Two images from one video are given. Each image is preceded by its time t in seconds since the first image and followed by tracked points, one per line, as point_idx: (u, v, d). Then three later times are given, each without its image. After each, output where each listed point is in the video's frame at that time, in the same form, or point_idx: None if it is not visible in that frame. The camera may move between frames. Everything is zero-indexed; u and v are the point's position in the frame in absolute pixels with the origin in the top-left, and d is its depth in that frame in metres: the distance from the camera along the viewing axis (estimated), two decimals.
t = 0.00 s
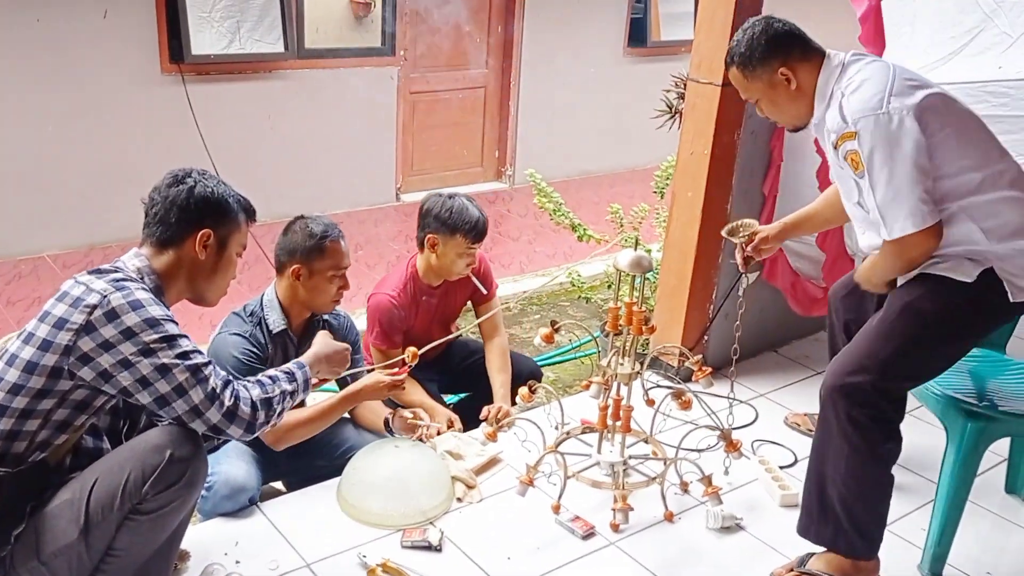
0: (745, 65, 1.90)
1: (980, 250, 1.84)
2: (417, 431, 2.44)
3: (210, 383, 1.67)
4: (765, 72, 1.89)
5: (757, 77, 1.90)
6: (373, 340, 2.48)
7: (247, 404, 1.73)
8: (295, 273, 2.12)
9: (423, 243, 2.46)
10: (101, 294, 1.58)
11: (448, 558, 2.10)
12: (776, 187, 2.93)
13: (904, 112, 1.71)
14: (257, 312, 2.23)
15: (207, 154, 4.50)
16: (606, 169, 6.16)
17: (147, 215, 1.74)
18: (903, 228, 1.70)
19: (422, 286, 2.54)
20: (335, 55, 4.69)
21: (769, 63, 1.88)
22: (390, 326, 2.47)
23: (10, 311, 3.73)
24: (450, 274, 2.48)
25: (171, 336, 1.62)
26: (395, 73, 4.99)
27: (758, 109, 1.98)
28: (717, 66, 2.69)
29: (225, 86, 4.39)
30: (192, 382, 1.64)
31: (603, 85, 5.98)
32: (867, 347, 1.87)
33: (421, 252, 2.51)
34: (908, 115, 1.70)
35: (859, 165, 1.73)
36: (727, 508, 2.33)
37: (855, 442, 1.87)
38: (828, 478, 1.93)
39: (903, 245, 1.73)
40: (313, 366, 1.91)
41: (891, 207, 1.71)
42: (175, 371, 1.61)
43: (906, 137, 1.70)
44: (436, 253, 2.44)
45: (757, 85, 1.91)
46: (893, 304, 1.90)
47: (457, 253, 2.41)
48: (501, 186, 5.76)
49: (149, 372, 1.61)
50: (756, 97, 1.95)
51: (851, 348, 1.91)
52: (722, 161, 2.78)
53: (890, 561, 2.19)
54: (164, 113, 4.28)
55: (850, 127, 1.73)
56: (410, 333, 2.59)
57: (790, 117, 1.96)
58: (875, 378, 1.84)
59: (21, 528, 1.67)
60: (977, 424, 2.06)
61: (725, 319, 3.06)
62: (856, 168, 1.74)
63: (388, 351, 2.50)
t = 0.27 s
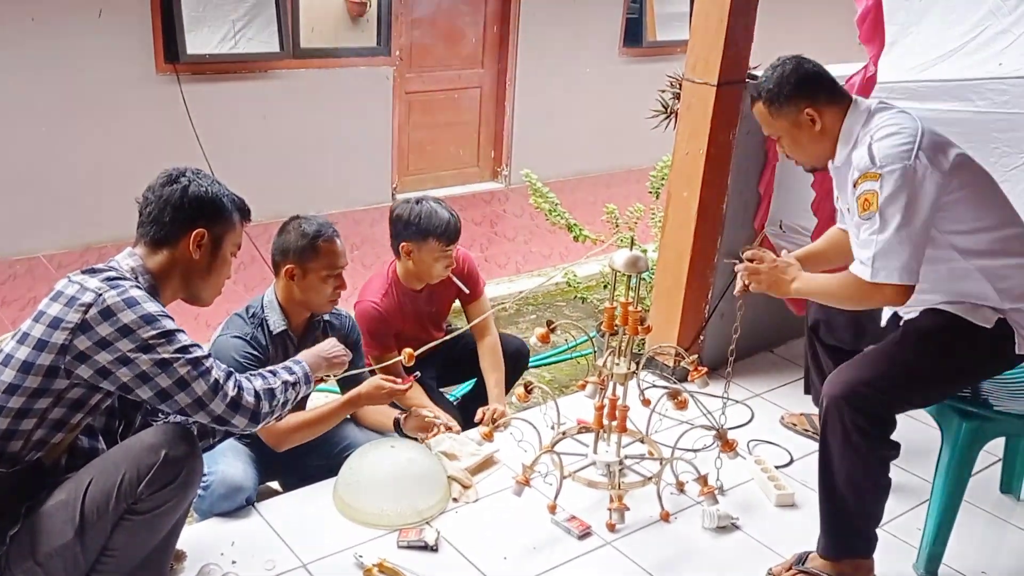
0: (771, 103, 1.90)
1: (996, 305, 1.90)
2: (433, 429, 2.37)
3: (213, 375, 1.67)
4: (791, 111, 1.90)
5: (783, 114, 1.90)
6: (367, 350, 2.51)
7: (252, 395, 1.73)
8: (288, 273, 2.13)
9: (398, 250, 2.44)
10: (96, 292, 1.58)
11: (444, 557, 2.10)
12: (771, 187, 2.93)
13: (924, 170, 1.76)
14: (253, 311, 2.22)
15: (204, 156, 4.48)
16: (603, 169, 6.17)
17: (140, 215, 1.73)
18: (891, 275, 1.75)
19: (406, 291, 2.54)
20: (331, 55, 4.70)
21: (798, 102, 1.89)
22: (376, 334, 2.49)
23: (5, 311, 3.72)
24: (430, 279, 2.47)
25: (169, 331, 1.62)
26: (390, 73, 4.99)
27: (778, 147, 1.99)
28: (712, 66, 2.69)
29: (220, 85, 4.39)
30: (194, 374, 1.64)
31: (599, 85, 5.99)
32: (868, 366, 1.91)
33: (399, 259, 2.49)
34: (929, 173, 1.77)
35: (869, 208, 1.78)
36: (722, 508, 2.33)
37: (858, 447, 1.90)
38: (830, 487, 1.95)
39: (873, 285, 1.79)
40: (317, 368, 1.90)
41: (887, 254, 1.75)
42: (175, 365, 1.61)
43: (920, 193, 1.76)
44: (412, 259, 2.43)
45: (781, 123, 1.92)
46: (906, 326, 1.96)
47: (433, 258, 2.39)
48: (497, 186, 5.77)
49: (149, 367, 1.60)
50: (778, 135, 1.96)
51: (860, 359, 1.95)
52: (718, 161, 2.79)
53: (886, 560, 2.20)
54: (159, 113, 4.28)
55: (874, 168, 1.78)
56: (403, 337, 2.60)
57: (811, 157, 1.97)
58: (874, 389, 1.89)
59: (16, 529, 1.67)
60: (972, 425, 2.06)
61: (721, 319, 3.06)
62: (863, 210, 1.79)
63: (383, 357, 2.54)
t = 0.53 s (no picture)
0: (836, 98, 1.96)
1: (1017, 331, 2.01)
2: (441, 434, 2.31)
3: (210, 378, 1.67)
4: (854, 110, 1.95)
5: (845, 112, 1.96)
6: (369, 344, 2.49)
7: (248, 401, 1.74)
8: (285, 272, 2.13)
9: (400, 243, 2.46)
10: (97, 291, 1.58)
11: (444, 555, 2.10)
12: (770, 186, 2.93)
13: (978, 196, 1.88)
14: (253, 310, 2.22)
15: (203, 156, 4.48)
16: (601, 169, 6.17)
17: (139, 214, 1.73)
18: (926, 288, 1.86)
19: (410, 286, 2.53)
20: (330, 55, 4.70)
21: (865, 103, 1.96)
22: (379, 327, 2.47)
23: (4, 310, 3.72)
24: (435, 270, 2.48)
25: (169, 333, 1.62)
26: (389, 73, 4.99)
27: (832, 146, 2.04)
28: (711, 66, 2.70)
29: (219, 85, 4.40)
30: (192, 377, 1.64)
31: (598, 85, 5.99)
32: (882, 366, 1.99)
33: (402, 254, 2.51)
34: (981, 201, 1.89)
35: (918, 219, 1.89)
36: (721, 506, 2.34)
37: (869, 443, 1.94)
38: (838, 482, 1.99)
39: (905, 295, 1.90)
40: (315, 372, 1.92)
41: (926, 267, 1.86)
42: (174, 367, 1.62)
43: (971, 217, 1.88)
44: (415, 250, 2.44)
45: (842, 120, 1.97)
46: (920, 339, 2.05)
47: (435, 245, 2.41)
48: (496, 186, 5.78)
49: (148, 369, 1.61)
50: (834, 133, 2.00)
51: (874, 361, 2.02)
52: (716, 161, 2.79)
53: (885, 558, 2.20)
54: (158, 113, 4.28)
55: (931, 183, 1.90)
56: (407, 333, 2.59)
57: (862, 161, 2.03)
58: (889, 388, 1.95)
59: (16, 526, 1.66)
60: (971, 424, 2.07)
61: (720, 319, 3.07)
62: (911, 221, 1.89)
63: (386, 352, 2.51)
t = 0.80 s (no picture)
0: (904, 73, 1.97)
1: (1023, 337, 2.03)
2: (436, 435, 2.33)
3: (210, 383, 1.68)
4: (921, 86, 1.97)
5: (912, 87, 1.97)
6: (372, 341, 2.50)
7: (247, 405, 1.74)
8: (284, 272, 2.14)
9: (407, 238, 2.48)
10: (98, 294, 1.59)
11: (444, 555, 2.11)
12: (768, 186, 2.94)
13: None
14: (253, 310, 2.22)
15: (203, 157, 4.49)
16: (600, 170, 6.18)
17: (140, 215, 1.74)
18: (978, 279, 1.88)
19: (417, 283, 2.54)
20: (328, 56, 4.71)
21: (932, 80, 1.97)
22: (383, 322, 2.48)
23: (5, 312, 3.73)
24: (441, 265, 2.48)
25: (170, 337, 1.63)
26: (388, 74, 5.00)
27: (891, 124, 2.05)
28: (709, 66, 2.70)
29: (217, 87, 4.41)
30: (192, 382, 1.65)
31: (597, 86, 6.00)
32: (888, 362, 1.99)
33: (411, 250, 2.52)
34: None
35: (979, 206, 1.90)
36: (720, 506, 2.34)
37: (868, 437, 1.95)
38: (834, 474, 1.99)
39: (953, 286, 1.91)
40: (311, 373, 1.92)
41: (983, 257, 1.88)
42: (174, 372, 1.62)
43: None
44: (422, 245, 2.46)
45: (907, 96, 1.98)
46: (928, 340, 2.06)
47: (441, 235, 2.41)
48: (495, 186, 5.78)
49: (149, 373, 1.61)
50: (897, 110, 2.01)
51: (878, 356, 2.03)
52: (715, 161, 2.80)
53: (883, 556, 2.21)
54: (158, 115, 4.29)
55: (998, 173, 1.91)
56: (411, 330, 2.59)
57: (920, 142, 2.04)
58: (889, 383, 1.96)
59: (17, 527, 1.67)
60: (969, 424, 2.08)
61: (719, 318, 3.08)
62: (971, 211, 1.91)
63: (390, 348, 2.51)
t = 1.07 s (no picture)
0: (933, 62, 1.99)
1: None
2: (437, 437, 2.33)
3: (209, 388, 1.68)
4: (949, 75, 1.98)
5: (940, 77, 1.99)
6: (380, 338, 2.46)
7: (245, 410, 1.74)
8: (284, 274, 2.13)
9: (424, 240, 2.48)
10: (98, 297, 1.59)
11: (445, 556, 2.11)
12: (767, 186, 2.94)
13: None
14: (252, 311, 2.22)
15: (202, 159, 4.48)
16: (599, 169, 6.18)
17: (138, 217, 1.74)
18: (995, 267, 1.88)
19: (433, 285, 2.54)
20: (327, 57, 4.71)
21: (959, 70, 1.98)
22: (395, 321, 2.46)
23: (4, 314, 3.73)
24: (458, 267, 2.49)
25: (169, 341, 1.63)
26: (386, 74, 5.00)
27: (918, 114, 2.06)
28: (708, 65, 2.70)
29: (216, 88, 4.40)
30: (191, 386, 1.65)
31: (596, 85, 6.00)
32: (891, 360, 2.00)
33: (427, 252, 2.53)
34: None
35: (1000, 194, 1.91)
36: (721, 505, 2.34)
37: (869, 432, 1.95)
38: (833, 469, 1.99)
39: (968, 275, 1.91)
40: (309, 375, 1.92)
41: (1000, 246, 1.88)
42: (173, 376, 1.62)
43: None
44: (439, 246, 2.46)
45: (935, 85, 2.00)
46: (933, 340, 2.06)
47: (459, 238, 2.42)
48: (494, 187, 5.78)
49: (148, 377, 1.61)
50: (925, 99, 2.02)
51: (881, 353, 2.04)
52: (714, 161, 2.80)
53: (885, 555, 2.21)
54: (157, 116, 4.29)
55: (1020, 163, 1.92)
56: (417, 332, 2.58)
57: (946, 132, 2.05)
58: (893, 380, 1.96)
59: (18, 530, 1.67)
60: (970, 423, 2.08)
61: (719, 318, 3.08)
62: (989, 200, 1.92)
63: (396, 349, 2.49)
